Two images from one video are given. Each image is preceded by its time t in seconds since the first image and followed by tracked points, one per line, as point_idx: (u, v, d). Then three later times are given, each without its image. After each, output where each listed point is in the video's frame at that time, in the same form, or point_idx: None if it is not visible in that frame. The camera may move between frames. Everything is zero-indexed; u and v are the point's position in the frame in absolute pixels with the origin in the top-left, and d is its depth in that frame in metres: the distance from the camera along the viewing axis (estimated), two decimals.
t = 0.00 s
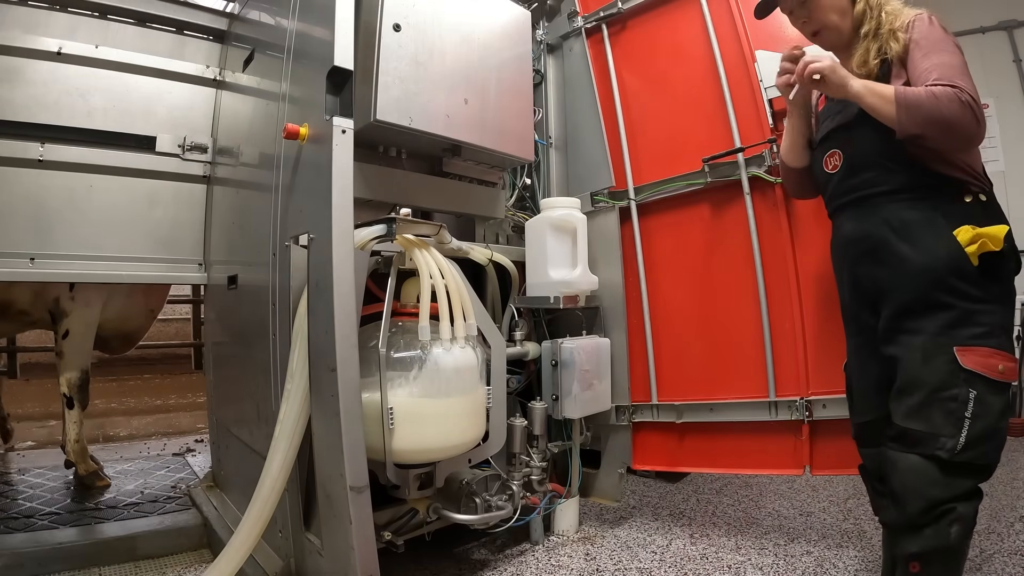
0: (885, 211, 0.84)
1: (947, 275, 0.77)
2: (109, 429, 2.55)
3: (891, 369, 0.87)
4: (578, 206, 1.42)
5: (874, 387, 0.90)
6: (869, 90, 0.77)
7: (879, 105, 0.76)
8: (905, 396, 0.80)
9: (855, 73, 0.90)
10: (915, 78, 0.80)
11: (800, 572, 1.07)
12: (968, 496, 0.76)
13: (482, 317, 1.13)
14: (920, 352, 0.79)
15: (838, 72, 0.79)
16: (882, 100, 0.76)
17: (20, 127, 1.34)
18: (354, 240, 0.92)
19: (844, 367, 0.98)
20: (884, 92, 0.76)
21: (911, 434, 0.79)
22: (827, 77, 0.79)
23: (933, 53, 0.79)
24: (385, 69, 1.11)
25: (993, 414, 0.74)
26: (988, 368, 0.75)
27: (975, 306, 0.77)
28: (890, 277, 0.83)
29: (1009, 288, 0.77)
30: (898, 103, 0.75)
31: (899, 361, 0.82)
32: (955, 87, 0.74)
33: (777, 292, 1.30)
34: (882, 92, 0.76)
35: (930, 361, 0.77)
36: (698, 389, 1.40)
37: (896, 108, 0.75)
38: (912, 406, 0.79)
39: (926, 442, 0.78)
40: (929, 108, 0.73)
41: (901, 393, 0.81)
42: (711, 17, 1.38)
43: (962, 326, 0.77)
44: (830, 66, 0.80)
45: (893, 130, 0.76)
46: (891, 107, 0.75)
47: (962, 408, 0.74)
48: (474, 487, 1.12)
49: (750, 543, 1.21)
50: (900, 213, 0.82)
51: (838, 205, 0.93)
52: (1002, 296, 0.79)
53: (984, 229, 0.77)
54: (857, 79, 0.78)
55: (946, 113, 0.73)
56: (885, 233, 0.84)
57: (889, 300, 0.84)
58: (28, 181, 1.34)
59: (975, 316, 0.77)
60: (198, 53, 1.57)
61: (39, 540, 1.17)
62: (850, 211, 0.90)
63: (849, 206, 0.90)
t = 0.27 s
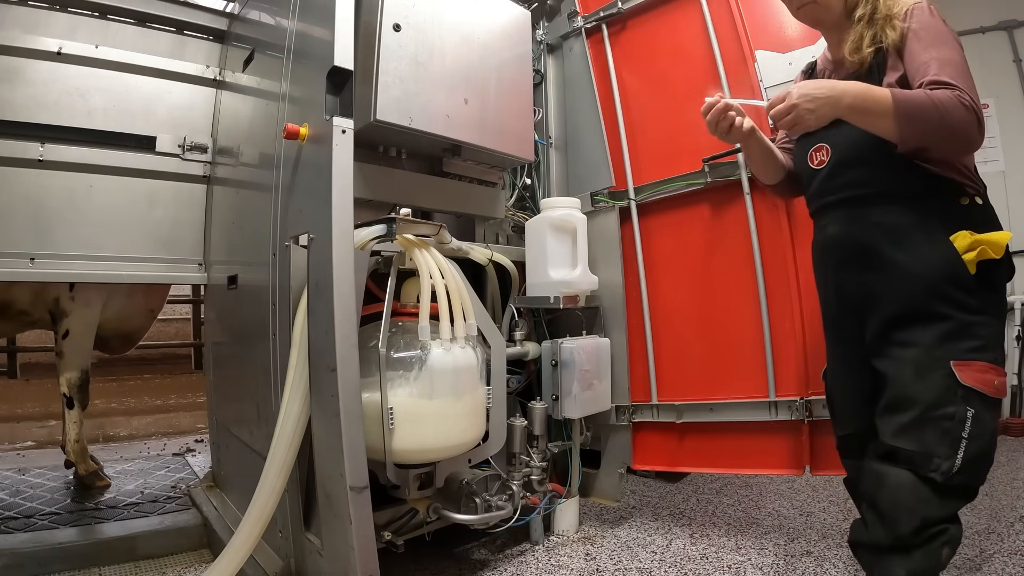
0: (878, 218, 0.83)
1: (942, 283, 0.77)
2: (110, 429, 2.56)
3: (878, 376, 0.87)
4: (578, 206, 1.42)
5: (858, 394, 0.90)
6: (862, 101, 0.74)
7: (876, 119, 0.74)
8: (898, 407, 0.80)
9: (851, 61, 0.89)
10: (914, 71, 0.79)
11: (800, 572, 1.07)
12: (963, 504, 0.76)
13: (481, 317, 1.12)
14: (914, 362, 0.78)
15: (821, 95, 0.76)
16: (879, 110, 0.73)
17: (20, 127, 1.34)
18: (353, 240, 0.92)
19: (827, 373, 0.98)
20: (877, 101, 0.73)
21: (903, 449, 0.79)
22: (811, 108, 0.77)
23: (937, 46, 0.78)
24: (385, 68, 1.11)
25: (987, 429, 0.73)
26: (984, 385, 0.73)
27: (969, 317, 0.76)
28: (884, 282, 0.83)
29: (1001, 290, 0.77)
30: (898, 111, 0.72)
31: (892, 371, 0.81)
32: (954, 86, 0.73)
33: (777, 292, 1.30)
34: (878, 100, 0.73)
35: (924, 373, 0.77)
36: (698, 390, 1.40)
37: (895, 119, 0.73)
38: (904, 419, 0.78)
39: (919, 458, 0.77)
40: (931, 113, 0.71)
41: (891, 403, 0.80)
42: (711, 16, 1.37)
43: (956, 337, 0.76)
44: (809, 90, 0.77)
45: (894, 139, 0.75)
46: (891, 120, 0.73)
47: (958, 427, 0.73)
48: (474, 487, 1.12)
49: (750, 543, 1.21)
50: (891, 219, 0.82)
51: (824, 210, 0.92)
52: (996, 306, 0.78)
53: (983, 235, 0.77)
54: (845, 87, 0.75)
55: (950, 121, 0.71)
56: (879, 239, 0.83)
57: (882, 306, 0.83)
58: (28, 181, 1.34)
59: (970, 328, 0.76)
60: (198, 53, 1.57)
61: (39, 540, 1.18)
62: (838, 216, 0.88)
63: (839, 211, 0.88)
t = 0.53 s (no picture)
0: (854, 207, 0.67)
1: (929, 290, 0.64)
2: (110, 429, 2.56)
3: (848, 396, 0.72)
4: (578, 206, 1.41)
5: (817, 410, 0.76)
6: (861, 108, 0.61)
7: (877, 130, 0.61)
8: (869, 430, 0.67)
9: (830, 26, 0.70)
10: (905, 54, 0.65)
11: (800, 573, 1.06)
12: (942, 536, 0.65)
13: (482, 317, 1.12)
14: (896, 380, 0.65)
15: (806, 113, 0.64)
16: (881, 118, 0.61)
17: (19, 127, 1.34)
18: (353, 240, 0.92)
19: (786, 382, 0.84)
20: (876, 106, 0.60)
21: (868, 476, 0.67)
22: (798, 129, 0.65)
23: (937, 22, 0.64)
24: (385, 68, 1.11)
25: (971, 459, 0.62)
26: (971, 408, 0.62)
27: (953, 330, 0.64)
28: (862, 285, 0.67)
29: (997, 298, 0.69)
30: (903, 116, 0.59)
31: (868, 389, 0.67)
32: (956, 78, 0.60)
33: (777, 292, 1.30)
34: (878, 104, 0.60)
35: (902, 392, 0.64)
36: (698, 390, 1.40)
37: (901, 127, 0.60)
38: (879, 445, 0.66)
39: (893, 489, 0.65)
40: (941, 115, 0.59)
41: (863, 426, 0.68)
42: (711, 17, 1.38)
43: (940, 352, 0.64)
44: (792, 107, 0.65)
45: (898, 151, 0.63)
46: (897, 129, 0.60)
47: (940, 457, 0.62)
48: (474, 487, 1.12)
49: (750, 543, 1.21)
50: (870, 214, 0.66)
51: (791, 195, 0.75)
52: (985, 317, 0.67)
53: (973, 238, 0.65)
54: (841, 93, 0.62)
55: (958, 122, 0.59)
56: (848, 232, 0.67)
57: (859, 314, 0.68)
58: (28, 181, 1.34)
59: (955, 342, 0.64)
60: (198, 53, 1.57)
61: (39, 540, 1.18)
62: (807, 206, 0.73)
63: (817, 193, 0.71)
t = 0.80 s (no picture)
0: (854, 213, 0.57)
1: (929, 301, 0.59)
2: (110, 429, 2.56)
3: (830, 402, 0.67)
4: (578, 206, 1.41)
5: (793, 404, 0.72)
6: (862, 171, 0.51)
7: (884, 185, 0.51)
8: (860, 444, 0.62)
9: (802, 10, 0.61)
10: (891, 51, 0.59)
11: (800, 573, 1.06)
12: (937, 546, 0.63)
13: (482, 317, 1.12)
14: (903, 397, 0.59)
15: (805, 182, 0.51)
16: (885, 176, 0.51)
17: (19, 127, 1.34)
18: (353, 240, 0.92)
19: (745, 373, 0.77)
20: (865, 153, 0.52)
21: (856, 487, 0.63)
22: (809, 199, 0.51)
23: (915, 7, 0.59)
24: (385, 69, 1.11)
25: (971, 470, 0.60)
26: (966, 416, 0.60)
27: (951, 340, 0.60)
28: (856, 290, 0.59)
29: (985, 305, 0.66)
30: (902, 164, 0.51)
31: (864, 404, 0.62)
32: (940, 87, 0.53)
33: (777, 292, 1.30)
34: (878, 160, 0.51)
35: (896, 408, 0.60)
36: (698, 390, 1.40)
37: (903, 180, 0.52)
38: (876, 457, 0.61)
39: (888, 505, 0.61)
40: (936, 160, 0.51)
41: (853, 438, 0.63)
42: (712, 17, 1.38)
43: (944, 365, 0.59)
44: (787, 178, 0.52)
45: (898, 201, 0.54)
46: (897, 180, 0.51)
47: (939, 474, 0.59)
48: (474, 487, 1.12)
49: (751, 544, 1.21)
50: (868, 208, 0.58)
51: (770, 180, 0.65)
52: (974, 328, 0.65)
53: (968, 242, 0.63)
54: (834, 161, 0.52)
55: (947, 144, 0.52)
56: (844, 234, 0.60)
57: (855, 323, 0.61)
58: (27, 181, 1.34)
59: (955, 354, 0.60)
60: (198, 53, 1.57)
61: (39, 540, 1.18)
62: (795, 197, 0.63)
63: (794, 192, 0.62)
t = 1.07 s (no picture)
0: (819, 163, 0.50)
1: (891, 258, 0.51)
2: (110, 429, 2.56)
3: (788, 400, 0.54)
4: (578, 206, 1.40)
5: (749, 424, 0.56)
6: (893, 191, 0.46)
7: (901, 202, 0.47)
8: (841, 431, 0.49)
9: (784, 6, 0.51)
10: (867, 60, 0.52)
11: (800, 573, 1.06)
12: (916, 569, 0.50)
13: (482, 317, 1.13)
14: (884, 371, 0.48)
15: (858, 205, 0.43)
16: (903, 195, 0.47)
17: (19, 127, 1.34)
18: (353, 240, 0.92)
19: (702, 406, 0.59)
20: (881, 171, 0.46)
21: (838, 488, 0.48)
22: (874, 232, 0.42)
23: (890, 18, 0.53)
24: (385, 68, 1.11)
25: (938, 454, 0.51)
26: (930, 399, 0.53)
27: (919, 318, 0.52)
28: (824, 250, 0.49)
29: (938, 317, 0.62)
30: (911, 181, 0.47)
31: (845, 382, 0.49)
32: (926, 107, 0.50)
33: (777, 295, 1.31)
34: (896, 176, 0.46)
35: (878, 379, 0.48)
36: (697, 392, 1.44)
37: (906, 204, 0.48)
38: (864, 445, 0.47)
39: (883, 507, 0.47)
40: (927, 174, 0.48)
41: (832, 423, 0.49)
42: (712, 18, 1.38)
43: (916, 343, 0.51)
44: (841, 205, 0.43)
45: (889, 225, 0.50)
46: (908, 199, 0.47)
47: (919, 460, 0.49)
48: (474, 487, 1.12)
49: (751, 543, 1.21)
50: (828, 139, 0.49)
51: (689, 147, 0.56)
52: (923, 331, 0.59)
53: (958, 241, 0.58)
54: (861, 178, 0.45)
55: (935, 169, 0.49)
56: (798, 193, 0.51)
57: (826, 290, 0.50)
58: (27, 181, 1.34)
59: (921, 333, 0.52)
60: (198, 53, 1.57)
61: (39, 540, 1.18)
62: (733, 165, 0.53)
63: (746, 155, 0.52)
